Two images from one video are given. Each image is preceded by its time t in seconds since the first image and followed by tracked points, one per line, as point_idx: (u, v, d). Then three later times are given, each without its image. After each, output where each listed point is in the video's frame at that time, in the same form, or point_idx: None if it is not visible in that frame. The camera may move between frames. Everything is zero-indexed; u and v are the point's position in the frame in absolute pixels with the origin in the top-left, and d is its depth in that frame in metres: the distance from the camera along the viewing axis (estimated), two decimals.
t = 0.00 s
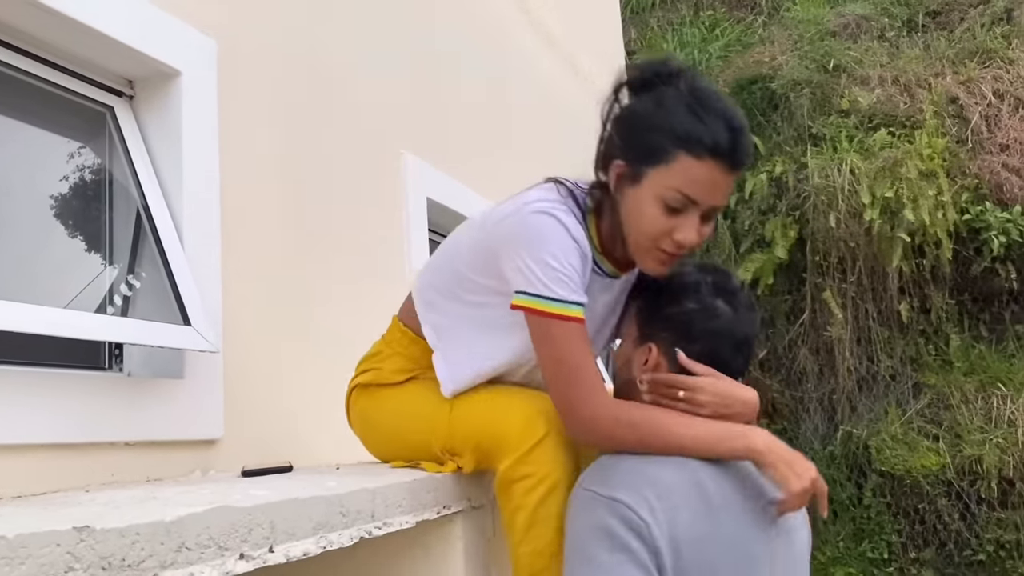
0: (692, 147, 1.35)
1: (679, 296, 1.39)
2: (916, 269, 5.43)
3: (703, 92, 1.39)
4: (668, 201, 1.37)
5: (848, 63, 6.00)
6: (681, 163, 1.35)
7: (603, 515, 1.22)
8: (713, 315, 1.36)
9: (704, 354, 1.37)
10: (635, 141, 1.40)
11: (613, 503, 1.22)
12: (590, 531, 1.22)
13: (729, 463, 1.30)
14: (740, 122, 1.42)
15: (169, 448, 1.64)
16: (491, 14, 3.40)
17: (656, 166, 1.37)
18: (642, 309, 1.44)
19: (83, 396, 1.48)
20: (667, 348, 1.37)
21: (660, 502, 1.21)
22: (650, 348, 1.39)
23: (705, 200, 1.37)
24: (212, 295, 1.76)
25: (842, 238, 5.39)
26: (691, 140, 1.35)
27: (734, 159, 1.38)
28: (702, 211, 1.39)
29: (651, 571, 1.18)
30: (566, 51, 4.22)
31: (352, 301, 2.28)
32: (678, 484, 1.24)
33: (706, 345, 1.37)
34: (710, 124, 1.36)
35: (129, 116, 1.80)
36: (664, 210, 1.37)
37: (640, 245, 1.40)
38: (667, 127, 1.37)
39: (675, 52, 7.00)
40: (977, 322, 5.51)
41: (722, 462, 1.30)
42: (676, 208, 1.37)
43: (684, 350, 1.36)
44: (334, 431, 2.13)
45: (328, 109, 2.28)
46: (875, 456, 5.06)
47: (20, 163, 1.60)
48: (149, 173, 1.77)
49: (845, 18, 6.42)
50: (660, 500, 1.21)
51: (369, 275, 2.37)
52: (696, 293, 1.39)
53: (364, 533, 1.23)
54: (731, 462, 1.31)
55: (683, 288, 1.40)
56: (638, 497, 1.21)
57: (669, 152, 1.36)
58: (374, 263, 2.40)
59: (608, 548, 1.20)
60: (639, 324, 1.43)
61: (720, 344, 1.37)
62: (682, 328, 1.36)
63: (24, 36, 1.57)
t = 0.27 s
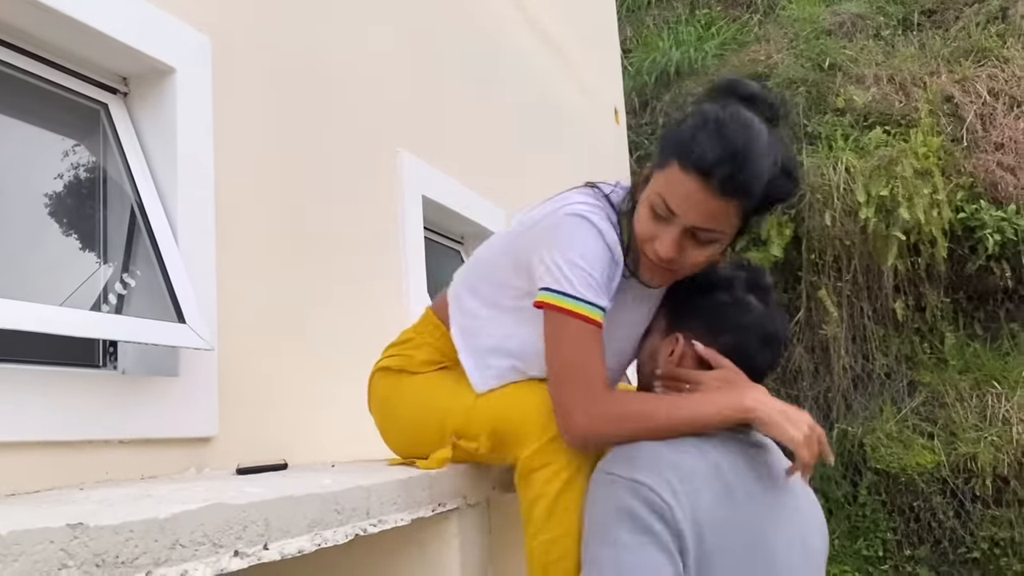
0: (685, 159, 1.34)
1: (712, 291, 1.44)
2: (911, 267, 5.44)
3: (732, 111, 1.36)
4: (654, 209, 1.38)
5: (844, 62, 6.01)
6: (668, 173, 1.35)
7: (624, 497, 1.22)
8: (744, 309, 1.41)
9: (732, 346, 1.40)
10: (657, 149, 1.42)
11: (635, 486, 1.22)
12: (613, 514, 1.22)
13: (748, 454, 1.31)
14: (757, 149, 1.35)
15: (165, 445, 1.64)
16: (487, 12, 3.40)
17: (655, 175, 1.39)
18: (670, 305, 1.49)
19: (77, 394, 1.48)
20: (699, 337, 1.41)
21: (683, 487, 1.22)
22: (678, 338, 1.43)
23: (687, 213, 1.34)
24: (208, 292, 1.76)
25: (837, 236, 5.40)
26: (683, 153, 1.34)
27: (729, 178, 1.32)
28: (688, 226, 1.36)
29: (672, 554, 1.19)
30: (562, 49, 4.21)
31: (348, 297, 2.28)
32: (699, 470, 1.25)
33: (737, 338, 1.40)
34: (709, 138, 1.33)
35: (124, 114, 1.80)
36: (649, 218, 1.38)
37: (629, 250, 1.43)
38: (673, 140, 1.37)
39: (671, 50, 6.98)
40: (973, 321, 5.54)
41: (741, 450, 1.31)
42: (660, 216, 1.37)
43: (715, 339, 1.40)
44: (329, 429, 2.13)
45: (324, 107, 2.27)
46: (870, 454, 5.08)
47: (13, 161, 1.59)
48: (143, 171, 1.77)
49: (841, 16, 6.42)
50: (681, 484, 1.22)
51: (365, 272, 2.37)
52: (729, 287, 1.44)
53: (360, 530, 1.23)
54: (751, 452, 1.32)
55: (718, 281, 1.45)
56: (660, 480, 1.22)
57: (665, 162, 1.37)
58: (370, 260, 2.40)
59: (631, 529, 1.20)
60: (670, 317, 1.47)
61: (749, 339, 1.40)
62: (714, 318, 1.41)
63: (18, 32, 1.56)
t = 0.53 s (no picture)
0: (694, 139, 1.45)
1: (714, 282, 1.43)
2: (902, 263, 5.45)
3: (744, 99, 1.46)
4: (665, 188, 1.49)
5: (835, 58, 5.98)
6: (677, 153, 1.47)
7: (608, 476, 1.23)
8: (745, 299, 1.40)
9: (730, 335, 1.38)
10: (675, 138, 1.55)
11: (621, 467, 1.23)
12: (596, 491, 1.22)
13: (741, 451, 1.30)
14: (766, 130, 1.43)
15: (154, 437, 1.64)
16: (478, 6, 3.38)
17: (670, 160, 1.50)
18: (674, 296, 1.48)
19: (65, 386, 1.47)
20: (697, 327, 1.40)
21: (668, 473, 1.23)
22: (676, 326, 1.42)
23: (692, 189, 1.44)
24: (197, 285, 1.75)
25: (829, 232, 5.40)
26: (692, 136, 1.46)
27: (730, 153, 1.41)
28: (693, 201, 1.45)
29: (654, 541, 1.18)
30: (553, 43, 4.19)
31: (339, 291, 2.27)
32: (685, 460, 1.24)
33: (735, 329, 1.39)
34: (715, 120, 1.44)
35: (112, 105, 1.78)
36: (661, 197, 1.49)
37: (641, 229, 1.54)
38: (688, 128, 1.50)
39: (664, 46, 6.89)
40: (963, 316, 5.49)
41: (733, 447, 1.30)
42: (669, 193, 1.47)
43: (713, 329, 1.38)
44: (318, 421, 2.12)
45: (313, 100, 2.26)
46: (861, 449, 5.10)
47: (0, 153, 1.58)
48: (132, 162, 1.76)
49: (833, 13, 6.32)
50: (666, 471, 1.22)
51: (355, 265, 2.37)
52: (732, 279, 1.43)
53: (348, 521, 1.23)
54: (743, 449, 1.31)
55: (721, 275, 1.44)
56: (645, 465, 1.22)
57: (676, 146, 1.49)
58: (361, 254, 2.40)
59: (615, 512, 1.20)
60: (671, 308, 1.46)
61: (747, 329, 1.39)
62: (714, 307, 1.39)
63: (6, 24, 1.55)
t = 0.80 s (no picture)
0: (655, 146, 1.45)
1: (697, 282, 1.44)
2: (869, 260, 5.52)
3: (694, 99, 1.47)
4: (630, 198, 1.47)
5: (806, 56, 6.01)
6: (638, 161, 1.46)
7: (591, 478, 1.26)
8: (726, 304, 1.41)
9: (709, 340, 1.39)
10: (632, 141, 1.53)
11: (604, 471, 1.26)
12: (578, 494, 1.25)
13: (715, 450, 1.35)
14: (722, 130, 1.45)
15: (116, 428, 1.63)
16: None
17: (628, 167, 1.49)
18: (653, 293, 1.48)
19: (24, 376, 1.46)
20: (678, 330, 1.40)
21: (649, 477, 1.27)
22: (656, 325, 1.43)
23: (660, 197, 1.44)
24: (161, 273, 1.75)
25: (798, 229, 5.53)
26: (652, 142, 1.45)
27: (693, 158, 1.43)
28: (661, 209, 1.45)
29: (634, 544, 1.23)
30: (526, 35, 4.18)
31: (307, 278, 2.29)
32: (665, 463, 1.29)
33: (714, 333, 1.40)
34: (673, 125, 1.45)
35: (74, 89, 1.76)
36: (626, 207, 1.48)
37: (612, 238, 1.52)
38: (643, 133, 1.49)
39: (638, 42, 6.71)
40: (928, 312, 5.53)
41: (709, 448, 1.34)
42: (636, 202, 1.46)
43: (693, 333, 1.39)
44: (285, 408, 2.13)
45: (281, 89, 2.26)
46: (827, 442, 5.19)
47: None
48: (93, 147, 1.74)
49: (805, 11, 6.32)
50: (646, 475, 1.26)
51: (324, 253, 2.38)
52: (715, 281, 1.43)
53: (308, 511, 1.23)
54: (718, 448, 1.36)
55: (703, 274, 1.45)
56: (628, 470, 1.26)
57: (635, 154, 1.48)
58: (328, 242, 2.40)
59: (599, 515, 1.23)
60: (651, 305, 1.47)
61: (727, 333, 1.40)
62: (695, 310, 1.40)
63: None
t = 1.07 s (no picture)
0: (672, 154, 1.40)
1: (673, 282, 1.46)
2: (837, 257, 5.56)
3: (686, 95, 1.45)
4: (646, 208, 1.42)
5: (778, 54, 6.06)
6: (656, 169, 1.41)
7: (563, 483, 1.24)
8: (704, 301, 1.43)
9: (689, 339, 1.42)
10: (618, 147, 1.44)
11: (579, 475, 1.24)
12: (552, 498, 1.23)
13: (689, 454, 1.34)
14: (726, 127, 1.46)
15: (72, 420, 1.59)
16: None
17: (635, 174, 1.43)
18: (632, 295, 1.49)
19: None
20: (658, 330, 1.42)
21: (622, 480, 1.25)
22: (636, 327, 1.44)
23: (684, 207, 1.42)
24: (120, 263, 1.71)
25: (767, 225, 5.54)
26: (667, 150, 1.40)
27: (714, 167, 1.43)
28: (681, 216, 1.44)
29: (604, 550, 1.21)
30: (498, 28, 4.16)
31: (271, 265, 2.26)
32: (639, 467, 1.27)
33: (693, 331, 1.42)
34: (684, 130, 1.41)
35: (30, 74, 1.71)
36: (641, 216, 1.43)
37: (620, 249, 1.46)
38: (640, 135, 1.42)
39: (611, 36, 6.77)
40: (892, 309, 5.57)
41: (684, 451, 1.34)
42: (655, 213, 1.42)
43: (673, 332, 1.41)
44: (247, 403, 2.10)
45: (246, 77, 2.22)
46: (794, 438, 5.23)
47: None
48: (50, 133, 1.69)
49: (777, 8, 6.35)
50: (618, 479, 1.25)
51: (290, 244, 2.34)
52: (690, 279, 1.45)
53: (266, 506, 1.20)
54: (692, 452, 1.35)
55: (678, 272, 1.47)
56: (601, 473, 1.24)
57: (645, 161, 1.41)
58: (293, 233, 2.37)
59: (571, 521, 1.21)
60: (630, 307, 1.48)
61: (706, 330, 1.43)
62: (674, 310, 1.42)
63: None
